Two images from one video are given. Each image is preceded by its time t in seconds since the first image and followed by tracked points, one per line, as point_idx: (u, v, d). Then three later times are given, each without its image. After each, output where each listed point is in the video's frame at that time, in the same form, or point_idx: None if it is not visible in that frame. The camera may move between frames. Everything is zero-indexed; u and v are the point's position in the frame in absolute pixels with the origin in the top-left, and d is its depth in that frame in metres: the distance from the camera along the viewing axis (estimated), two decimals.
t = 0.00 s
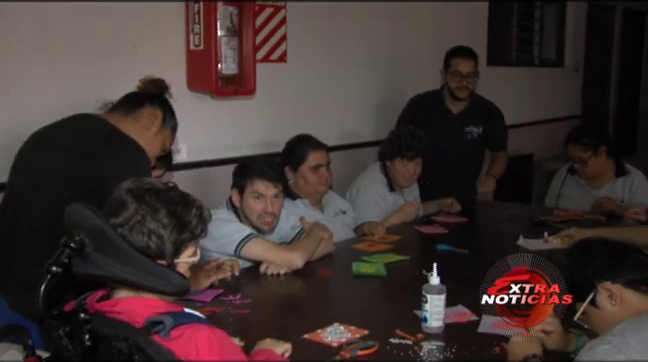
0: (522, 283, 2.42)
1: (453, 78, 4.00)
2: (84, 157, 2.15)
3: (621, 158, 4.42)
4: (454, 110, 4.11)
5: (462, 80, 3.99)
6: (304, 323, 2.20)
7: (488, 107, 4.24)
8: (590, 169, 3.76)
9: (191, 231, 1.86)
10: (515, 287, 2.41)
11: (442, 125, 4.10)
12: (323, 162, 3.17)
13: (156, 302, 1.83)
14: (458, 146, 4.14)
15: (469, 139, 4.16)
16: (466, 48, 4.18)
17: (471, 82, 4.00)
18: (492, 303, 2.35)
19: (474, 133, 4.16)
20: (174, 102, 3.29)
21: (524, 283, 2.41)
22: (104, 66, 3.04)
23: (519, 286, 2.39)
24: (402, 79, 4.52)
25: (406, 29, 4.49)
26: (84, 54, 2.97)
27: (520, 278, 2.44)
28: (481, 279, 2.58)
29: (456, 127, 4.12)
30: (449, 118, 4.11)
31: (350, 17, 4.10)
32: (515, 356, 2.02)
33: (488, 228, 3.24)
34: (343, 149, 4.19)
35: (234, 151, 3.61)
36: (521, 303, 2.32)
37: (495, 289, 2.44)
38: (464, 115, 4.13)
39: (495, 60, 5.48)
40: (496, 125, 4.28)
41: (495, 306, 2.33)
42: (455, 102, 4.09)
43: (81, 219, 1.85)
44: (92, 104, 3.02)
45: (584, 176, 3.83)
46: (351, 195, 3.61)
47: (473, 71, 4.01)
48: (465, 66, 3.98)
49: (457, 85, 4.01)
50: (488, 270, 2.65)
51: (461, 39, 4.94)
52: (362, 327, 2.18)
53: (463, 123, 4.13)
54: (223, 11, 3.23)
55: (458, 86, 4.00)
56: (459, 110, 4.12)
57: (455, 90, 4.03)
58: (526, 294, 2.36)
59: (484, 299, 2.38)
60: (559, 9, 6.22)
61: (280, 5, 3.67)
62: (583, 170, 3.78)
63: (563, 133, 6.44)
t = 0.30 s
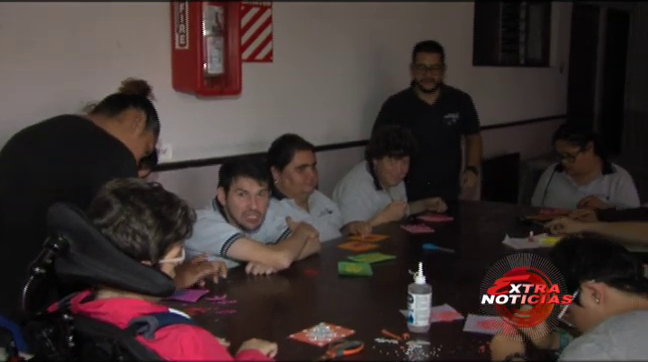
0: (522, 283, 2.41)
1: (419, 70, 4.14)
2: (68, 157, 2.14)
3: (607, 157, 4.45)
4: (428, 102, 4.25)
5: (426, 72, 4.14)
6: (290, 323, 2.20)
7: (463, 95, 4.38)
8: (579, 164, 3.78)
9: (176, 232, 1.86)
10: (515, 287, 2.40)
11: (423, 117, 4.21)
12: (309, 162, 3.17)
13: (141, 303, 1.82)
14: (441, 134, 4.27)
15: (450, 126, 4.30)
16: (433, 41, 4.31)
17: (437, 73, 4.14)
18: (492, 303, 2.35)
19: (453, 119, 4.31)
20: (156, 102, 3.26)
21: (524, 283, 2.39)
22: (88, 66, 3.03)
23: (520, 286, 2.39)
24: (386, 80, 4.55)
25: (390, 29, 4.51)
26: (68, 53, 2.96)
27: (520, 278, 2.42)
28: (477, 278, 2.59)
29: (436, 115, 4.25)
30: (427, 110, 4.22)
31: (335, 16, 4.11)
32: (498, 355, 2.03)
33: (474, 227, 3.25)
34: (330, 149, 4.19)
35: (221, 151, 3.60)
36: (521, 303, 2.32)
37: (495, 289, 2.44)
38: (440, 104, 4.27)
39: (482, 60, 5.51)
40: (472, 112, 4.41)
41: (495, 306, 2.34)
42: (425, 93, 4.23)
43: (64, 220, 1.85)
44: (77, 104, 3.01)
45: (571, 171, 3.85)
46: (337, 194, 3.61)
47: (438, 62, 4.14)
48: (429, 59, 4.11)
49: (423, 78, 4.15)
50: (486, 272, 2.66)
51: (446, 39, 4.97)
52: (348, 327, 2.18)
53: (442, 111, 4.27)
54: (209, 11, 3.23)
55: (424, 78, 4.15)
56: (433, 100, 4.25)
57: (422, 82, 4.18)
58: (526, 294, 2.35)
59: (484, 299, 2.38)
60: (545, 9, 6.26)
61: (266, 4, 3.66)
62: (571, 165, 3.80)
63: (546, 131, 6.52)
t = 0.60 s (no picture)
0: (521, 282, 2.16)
1: (393, 68, 4.18)
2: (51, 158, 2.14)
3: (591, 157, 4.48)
4: (406, 99, 4.26)
5: (400, 69, 4.17)
6: (275, 323, 2.19)
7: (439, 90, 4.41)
8: (561, 159, 3.80)
9: (160, 232, 1.85)
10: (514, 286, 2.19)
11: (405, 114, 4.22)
12: (294, 162, 3.17)
13: (125, 303, 1.81)
14: (422, 130, 4.29)
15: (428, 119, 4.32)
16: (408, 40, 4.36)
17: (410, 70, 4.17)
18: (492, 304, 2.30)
19: (432, 112, 4.33)
20: (140, 101, 3.25)
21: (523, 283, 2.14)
22: (72, 66, 3.02)
23: (518, 285, 2.15)
24: (370, 80, 4.57)
25: (373, 29, 4.53)
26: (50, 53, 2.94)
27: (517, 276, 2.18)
28: (462, 277, 2.60)
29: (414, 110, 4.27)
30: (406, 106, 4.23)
31: (320, 16, 4.12)
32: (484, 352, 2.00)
33: (458, 226, 3.26)
34: (315, 149, 4.19)
35: (206, 151, 3.60)
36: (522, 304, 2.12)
37: (495, 289, 2.31)
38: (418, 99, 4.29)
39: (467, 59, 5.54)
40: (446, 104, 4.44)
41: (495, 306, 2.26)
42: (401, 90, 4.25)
43: (45, 222, 1.82)
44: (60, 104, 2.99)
45: (554, 167, 3.87)
46: (323, 192, 3.61)
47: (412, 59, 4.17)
48: (402, 56, 4.15)
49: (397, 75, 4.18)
50: (487, 272, 2.65)
51: (431, 38, 4.99)
52: (333, 326, 2.18)
53: (422, 105, 4.29)
54: (193, 10, 3.23)
55: (399, 75, 4.18)
56: (411, 97, 4.27)
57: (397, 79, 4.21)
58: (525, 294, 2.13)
59: (484, 299, 2.34)
60: (529, 8, 6.31)
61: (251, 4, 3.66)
62: (554, 161, 3.82)
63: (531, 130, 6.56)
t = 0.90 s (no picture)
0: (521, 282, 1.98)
1: (385, 64, 4.23)
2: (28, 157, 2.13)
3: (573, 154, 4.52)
4: (395, 95, 4.32)
5: (392, 65, 4.22)
6: (257, 322, 2.19)
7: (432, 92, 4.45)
8: (539, 154, 3.83)
9: (140, 231, 1.83)
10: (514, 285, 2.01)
11: (392, 112, 4.28)
12: (275, 160, 3.17)
13: (105, 303, 1.79)
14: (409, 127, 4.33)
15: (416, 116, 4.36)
16: (401, 37, 4.41)
17: (402, 67, 4.22)
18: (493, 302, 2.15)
19: (420, 110, 4.37)
20: (120, 99, 3.24)
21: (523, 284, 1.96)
22: (52, 65, 3.00)
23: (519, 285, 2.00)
24: (353, 79, 4.58)
25: (357, 29, 4.54)
26: (29, 52, 2.92)
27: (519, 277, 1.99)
28: (443, 275, 2.61)
29: (404, 107, 4.32)
30: (394, 102, 4.29)
31: (302, 15, 4.13)
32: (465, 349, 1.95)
33: (440, 224, 3.28)
34: (298, 147, 4.20)
35: (187, 150, 3.59)
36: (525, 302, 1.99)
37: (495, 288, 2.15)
38: (408, 96, 4.34)
39: (448, 58, 5.59)
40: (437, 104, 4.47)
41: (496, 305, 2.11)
42: (392, 87, 4.31)
43: (23, 221, 1.80)
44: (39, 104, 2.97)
45: (533, 163, 3.90)
46: (306, 190, 3.61)
47: (405, 56, 4.22)
48: (395, 52, 4.20)
49: (389, 70, 4.24)
50: (468, 270, 2.66)
51: (412, 37, 5.03)
52: (314, 325, 2.18)
53: (410, 102, 4.34)
54: (174, 8, 3.23)
55: (391, 71, 4.23)
56: (401, 94, 4.33)
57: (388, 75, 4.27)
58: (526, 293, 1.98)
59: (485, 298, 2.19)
60: (510, 7, 6.37)
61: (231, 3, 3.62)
62: (533, 156, 3.85)
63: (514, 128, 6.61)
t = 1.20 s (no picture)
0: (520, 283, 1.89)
1: (391, 63, 4.28)
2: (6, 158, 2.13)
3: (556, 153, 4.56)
4: (398, 94, 4.36)
5: (397, 65, 4.27)
6: (241, 323, 2.19)
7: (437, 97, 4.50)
8: (521, 154, 3.85)
9: (122, 230, 1.82)
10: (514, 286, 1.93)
11: (395, 112, 4.33)
12: (258, 159, 3.18)
13: (86, 304, 1.76)
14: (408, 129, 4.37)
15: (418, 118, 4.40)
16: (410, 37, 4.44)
17: (407, 67, 4.26)
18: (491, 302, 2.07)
19: (421, 112, 4.41)
20: (98, 99, 3.20)
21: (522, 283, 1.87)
22: (33, 65, 2.98)
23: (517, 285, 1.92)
24: (336, 79, 4.58)
25: (341, 28, 4.55)
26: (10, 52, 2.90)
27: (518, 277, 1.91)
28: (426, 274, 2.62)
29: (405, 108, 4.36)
30: (398, 103, 4.34)
31: (286, 15, 4.13)
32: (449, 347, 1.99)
33: (423, 223, 3.29)
34: (283, 147, 4.21)
35: (171, 150, 3.58)
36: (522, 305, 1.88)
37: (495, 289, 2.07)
38: (411, 98, 4.38)
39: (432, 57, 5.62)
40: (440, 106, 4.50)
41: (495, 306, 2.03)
42: (395, 86, 4.35)
43: (5, 222, 1.84)
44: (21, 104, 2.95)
45: (516, 162, 3.92)
46: (291, 188, 3.61)
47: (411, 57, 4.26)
48: (401, 52, 4.24)
49: (393, 69, 4.28)
50: (451, 269, 2.67)
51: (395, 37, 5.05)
52: (298, 325, 2.18)
53: (412, 104, 4.38)
54: (157, 8, 3.20)
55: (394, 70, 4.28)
56: (404, 93, 4.37)
57: (393, 74, 4.31)
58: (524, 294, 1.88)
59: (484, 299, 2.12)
60: (493, 7, 6.42)
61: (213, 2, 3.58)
62: (515, 155, 3.87)
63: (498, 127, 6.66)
